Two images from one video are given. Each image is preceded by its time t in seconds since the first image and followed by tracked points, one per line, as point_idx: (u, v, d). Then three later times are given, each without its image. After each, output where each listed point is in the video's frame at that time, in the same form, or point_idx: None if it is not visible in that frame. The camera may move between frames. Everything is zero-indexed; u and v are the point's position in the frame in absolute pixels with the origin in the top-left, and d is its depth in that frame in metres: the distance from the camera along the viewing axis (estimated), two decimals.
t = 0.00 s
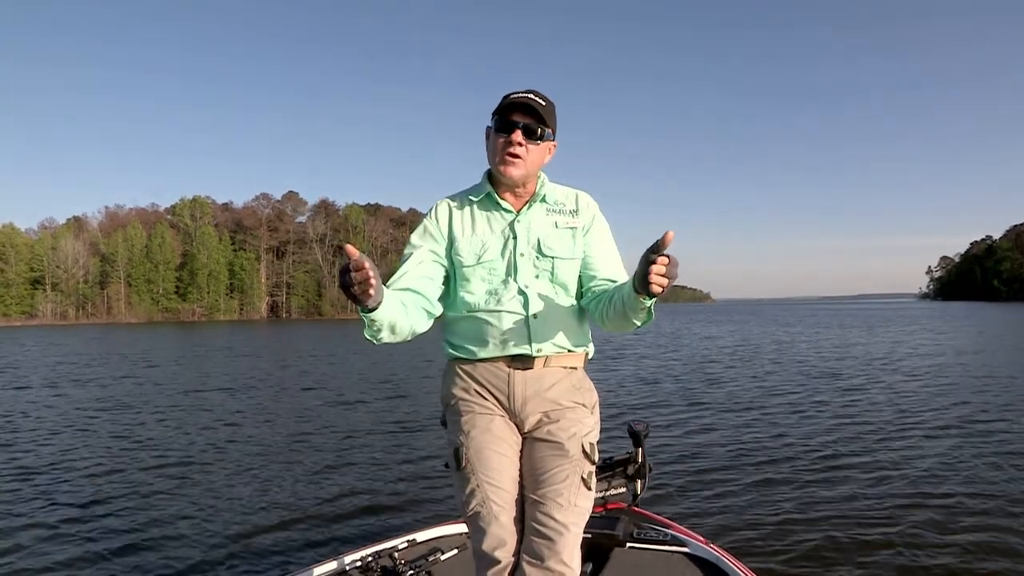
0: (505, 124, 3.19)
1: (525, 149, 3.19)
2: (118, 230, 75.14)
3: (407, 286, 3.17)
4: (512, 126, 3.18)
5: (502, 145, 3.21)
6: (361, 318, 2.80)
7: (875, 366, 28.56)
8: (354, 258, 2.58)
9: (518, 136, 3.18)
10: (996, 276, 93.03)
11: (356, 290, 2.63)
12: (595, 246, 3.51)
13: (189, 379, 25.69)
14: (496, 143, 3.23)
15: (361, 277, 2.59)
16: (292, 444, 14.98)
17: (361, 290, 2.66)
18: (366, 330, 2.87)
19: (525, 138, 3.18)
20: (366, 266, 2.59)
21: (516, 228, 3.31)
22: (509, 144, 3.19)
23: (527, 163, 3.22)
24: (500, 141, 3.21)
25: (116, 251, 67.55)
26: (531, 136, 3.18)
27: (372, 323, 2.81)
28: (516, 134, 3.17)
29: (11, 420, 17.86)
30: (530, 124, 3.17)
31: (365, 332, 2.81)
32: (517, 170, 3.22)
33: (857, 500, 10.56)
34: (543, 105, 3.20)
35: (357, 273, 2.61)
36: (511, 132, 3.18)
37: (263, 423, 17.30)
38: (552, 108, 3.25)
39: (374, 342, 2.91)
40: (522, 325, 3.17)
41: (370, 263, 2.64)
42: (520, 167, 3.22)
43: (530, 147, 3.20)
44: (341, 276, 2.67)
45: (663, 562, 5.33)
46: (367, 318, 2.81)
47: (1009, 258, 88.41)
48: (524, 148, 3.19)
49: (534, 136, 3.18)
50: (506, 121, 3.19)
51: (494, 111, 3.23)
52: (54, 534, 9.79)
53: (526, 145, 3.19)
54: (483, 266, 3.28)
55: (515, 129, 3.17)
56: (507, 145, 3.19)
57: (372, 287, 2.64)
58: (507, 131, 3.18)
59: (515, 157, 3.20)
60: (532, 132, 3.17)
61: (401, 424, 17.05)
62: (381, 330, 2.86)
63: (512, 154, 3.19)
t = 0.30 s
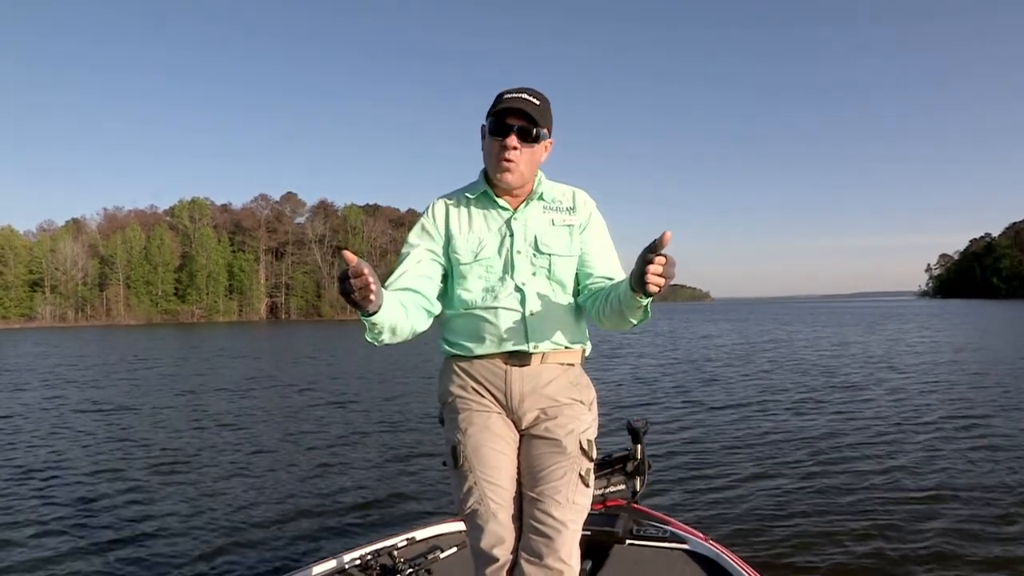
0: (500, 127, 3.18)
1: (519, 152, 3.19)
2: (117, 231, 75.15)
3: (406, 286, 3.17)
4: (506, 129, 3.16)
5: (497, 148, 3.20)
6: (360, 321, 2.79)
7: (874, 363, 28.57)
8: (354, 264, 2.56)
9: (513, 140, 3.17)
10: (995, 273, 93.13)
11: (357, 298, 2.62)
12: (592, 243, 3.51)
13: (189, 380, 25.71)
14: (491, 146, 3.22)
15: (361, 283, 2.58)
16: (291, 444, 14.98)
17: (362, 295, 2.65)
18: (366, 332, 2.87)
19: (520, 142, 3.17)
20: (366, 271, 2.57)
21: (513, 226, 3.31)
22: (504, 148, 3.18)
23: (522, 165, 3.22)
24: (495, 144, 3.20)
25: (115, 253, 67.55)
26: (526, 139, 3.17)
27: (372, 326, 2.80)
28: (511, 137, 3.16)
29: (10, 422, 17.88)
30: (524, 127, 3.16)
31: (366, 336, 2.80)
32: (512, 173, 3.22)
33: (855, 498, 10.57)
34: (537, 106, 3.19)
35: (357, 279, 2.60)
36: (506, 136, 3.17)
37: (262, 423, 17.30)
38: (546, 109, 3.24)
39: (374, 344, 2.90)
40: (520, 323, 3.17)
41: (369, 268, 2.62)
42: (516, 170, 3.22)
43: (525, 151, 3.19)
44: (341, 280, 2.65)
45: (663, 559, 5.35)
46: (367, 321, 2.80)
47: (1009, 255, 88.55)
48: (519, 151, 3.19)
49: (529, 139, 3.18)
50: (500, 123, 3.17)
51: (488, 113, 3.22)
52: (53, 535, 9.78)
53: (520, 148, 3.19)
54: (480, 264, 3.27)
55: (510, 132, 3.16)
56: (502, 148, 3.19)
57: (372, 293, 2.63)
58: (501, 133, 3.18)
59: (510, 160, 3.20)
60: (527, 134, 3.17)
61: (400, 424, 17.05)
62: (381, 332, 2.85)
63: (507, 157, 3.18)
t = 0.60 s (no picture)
0: (497, 133, 3.17)
1: (517, 160, 3.20)
2: (116, 232, 75.11)
3: (406, 288, 3.19)
4: (503, 136, 3.16)
5: (494, 154, 3.21)
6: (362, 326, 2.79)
7: (873, 363, 28.57)
8: (356, 273, 2.57)
9: (510, 147, 3.18)
10: (995, 272, 93.15)
11: (359, 306, 2.63)
12: (591, 242, 3.51)
13: (188, 380, 25.71)
14: (488, 151, 3.22)
15: (362, 292, 2.59)
16: (290, 443, 14.98)
17: (363, 303, 2.66)
18: (366, 335, 2.88)
19: (517, 149, 3.17)
20: (368, 279, 2.59)
21: (512, 226, 3.31)
22: (501, 155, 3.19)
23: (520, 171, 3.23)
24: (493, 151, 3.21)
25: (114, 253, 67.55)
26: (523, 147, 3.17)
27: (374, 330, 2.82)
28: (507, 145, 3.17)
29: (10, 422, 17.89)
30: (520, 135, 3.15)
31: (366, 341, 2.81)
32: (509, 177, 3.23)
33: (854, 497, 10.58)
34: (533, 110, 3.18)
35: (358, 287, 2.60)
36: (502, 144, 3.17)
37: (261, 423, 17.30)
38: (543, 113, 3.23)
39: (374, 346, 2.91)
40: (519, 325, 3.17)
41: (371, 276, 2.63)
42: (513, 175, 3.23)
43: (523, 158, 3.20)
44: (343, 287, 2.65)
45: (662, 557, 5.37)
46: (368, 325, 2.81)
47: (1009, 254, 88.59)
48: (516, 158, 3.19)
49: (526, 146, 3.17)
50: (496, 130, 3.17)
51: (484, 118, 3.21)
52: (53, 534, 9.77)
53: (518, 156, 3.19)
54: (479, 265, 3.28)
55: (506, 140, 3.16)
56: (499, 155, 3.20)
57: (374, 301, 2.64)
58: (498, 142, 3.18)
59: (507, 168, 3.21)
60: (524, 141, 3.16)
61: (399, 423, 17.03)
62: (382, 336, 2.86)
63: (505, 163, 3.19)
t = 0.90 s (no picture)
0: (498, 136, 3.18)
1: (519, 161, 3.20)
2: (116, 232, 75.08)
3: (406, 290, 3.19)
4: (505, 138, 3.17)
5: (496, 156, 3.21)
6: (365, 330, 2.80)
7: (873, 362, 28.54)
8: (362, 281, 2.57)
9: (512, 150, 3.19)
10: (996, 272, 93.11)
11: (365, 312, 2.64)
12: (592, 245, 3.52)
13: (188, 380, 25.68)
14: (489, 153, 3.23)
15: (368, 300, 2.60)
16: (290, 443, 14.99)
17: (369, 309, 2.67)
18: (369, 339, 2.88)
19: (519, 152, 3.18)
20: (373, 287, 2.60)
21: (512, 230, 3.31)
22: (503, 156, 3.19)
23: (522, 173, 3.24)
24: (494, 152, 3.21)
25: (115, 254, 67.55)
26: (525, 149, 3.18)
27: (377, 334, 2.82)
28: (509, 148, 3.17)
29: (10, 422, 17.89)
30: (523, 137, 3.16)
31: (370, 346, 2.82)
32: (511, 178, 3.23)
33: (854, 496, 10.58)
34: (536, 112, 3.18)
35: (364, 293, 2.60)
36: (504, 145, 3.17)
37: (261, 423, 17.30)
38: (545, 115, 3.23)
39: (377, 349, 2.91)
40: (518, 328, 3.18)
41: (376, 283, 2.64)
42: (514, 177, 3.24)
43: (524, 160, 3.21)
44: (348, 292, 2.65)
45: (662, 558, 5.36)
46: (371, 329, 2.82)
47: (1009, 254, 88.66)
48: (518, 160, 3.20)
49: (528, 148, 3.18)
50: (499, 132, 3.17)
51: (485, 121, 3.21)
52: (56, 535, 9.77)
53: (520, 157, 3.19)
54: (480, 268, 3.28)
55: (508, 142, 3.17)
56: (501, 156, 3.20)
57: (380, 306, 2.65)
58: (500, 144, 3.18)
59: (509, 170, 3.22)
60: (526, 143, 3.16)
61: (399, 423, 17.05)
62: (385, 340, 2.86)
63: (507, 165, 3.20)
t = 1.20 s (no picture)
0: (498, 136, 3.17)
1: (519, 162, 3.20)
2: (116, 233, 75.03)
3: (407, 295, 3.19)
4: (505, 139, 3.17)
5: (496, 157, 3.21)
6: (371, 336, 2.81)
7: (872, 364, 28.58)
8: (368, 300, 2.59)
9: (512, 149, 3.18)
10: (997, 272, 93.21)
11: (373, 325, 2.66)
12: (592, 249, 3.52)
13: (186, 382, 25.68)
14: (489, 155, 3.23)
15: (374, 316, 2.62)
16: (290, 445, 14.98)
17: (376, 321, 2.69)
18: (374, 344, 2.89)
19: (519, 152, 3.17)
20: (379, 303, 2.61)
21: (513, 232, 3.31)
22: (503, 157, 3.19)
23: (523, 174, 3.23)
24: (494, 153, 3.21)
25: (115, 254, 67.54)
26: (525, 150, 3.17)
27: (382, 340, 2.83)
28: (510, 147, 3.17)
29: (11, 423, 17.89)
30: (522, 138, 3.16)
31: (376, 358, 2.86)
32: (512, 178, 3.22)
33: (855, 498, 10.57)
34: (534, 113, 3.18)
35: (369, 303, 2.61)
36: (504, 145, 3.17)
37: (262, 425, 17.31)
38: (543, 116, 3.23)
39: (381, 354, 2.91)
40: (519, 330, 3.17)
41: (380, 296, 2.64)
42: (516, 178, 3.24)
43: (525, 160, 3.20)
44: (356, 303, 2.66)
45: (664, 561, 5.34)
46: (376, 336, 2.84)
47: (1010, 255, 88.72)
48: (519, 159, 3.19)
49: (528, 147, 3.18)
50: (498, 134, 3.17)
51: (485, 123, 3.21)
52: (58, 536, 9.77)
53: (520, 158, 3.19)
54: (480, 271, 3.28)
55: (509, 142, 3.17)
56: (501, 157, 3.20)
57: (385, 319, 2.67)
58: (500, 144, 3.18)
59: (509, 170, 3.21)
60: (526, 144, 3.17)
61: (399, 425, 17.07)
62: (389, 345, 2.87)
63: (508, 166, 3.19)
